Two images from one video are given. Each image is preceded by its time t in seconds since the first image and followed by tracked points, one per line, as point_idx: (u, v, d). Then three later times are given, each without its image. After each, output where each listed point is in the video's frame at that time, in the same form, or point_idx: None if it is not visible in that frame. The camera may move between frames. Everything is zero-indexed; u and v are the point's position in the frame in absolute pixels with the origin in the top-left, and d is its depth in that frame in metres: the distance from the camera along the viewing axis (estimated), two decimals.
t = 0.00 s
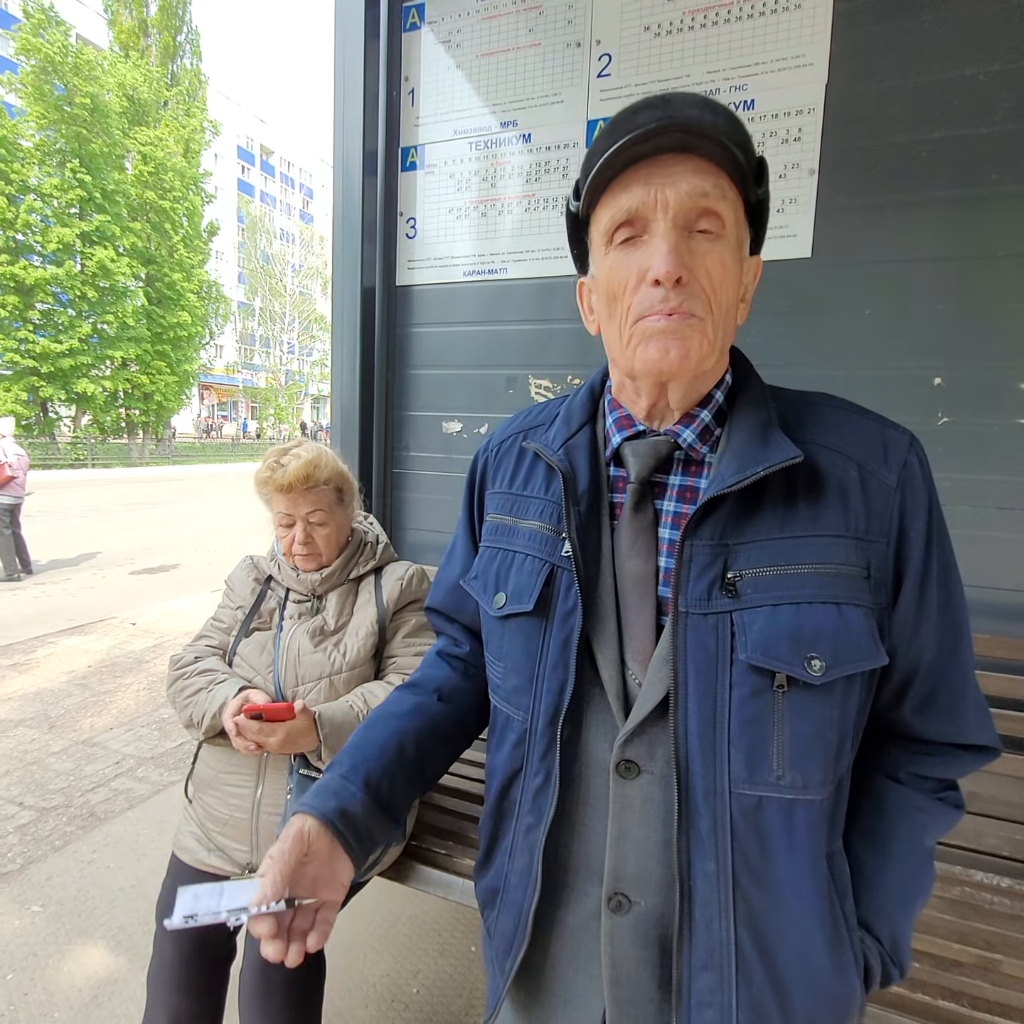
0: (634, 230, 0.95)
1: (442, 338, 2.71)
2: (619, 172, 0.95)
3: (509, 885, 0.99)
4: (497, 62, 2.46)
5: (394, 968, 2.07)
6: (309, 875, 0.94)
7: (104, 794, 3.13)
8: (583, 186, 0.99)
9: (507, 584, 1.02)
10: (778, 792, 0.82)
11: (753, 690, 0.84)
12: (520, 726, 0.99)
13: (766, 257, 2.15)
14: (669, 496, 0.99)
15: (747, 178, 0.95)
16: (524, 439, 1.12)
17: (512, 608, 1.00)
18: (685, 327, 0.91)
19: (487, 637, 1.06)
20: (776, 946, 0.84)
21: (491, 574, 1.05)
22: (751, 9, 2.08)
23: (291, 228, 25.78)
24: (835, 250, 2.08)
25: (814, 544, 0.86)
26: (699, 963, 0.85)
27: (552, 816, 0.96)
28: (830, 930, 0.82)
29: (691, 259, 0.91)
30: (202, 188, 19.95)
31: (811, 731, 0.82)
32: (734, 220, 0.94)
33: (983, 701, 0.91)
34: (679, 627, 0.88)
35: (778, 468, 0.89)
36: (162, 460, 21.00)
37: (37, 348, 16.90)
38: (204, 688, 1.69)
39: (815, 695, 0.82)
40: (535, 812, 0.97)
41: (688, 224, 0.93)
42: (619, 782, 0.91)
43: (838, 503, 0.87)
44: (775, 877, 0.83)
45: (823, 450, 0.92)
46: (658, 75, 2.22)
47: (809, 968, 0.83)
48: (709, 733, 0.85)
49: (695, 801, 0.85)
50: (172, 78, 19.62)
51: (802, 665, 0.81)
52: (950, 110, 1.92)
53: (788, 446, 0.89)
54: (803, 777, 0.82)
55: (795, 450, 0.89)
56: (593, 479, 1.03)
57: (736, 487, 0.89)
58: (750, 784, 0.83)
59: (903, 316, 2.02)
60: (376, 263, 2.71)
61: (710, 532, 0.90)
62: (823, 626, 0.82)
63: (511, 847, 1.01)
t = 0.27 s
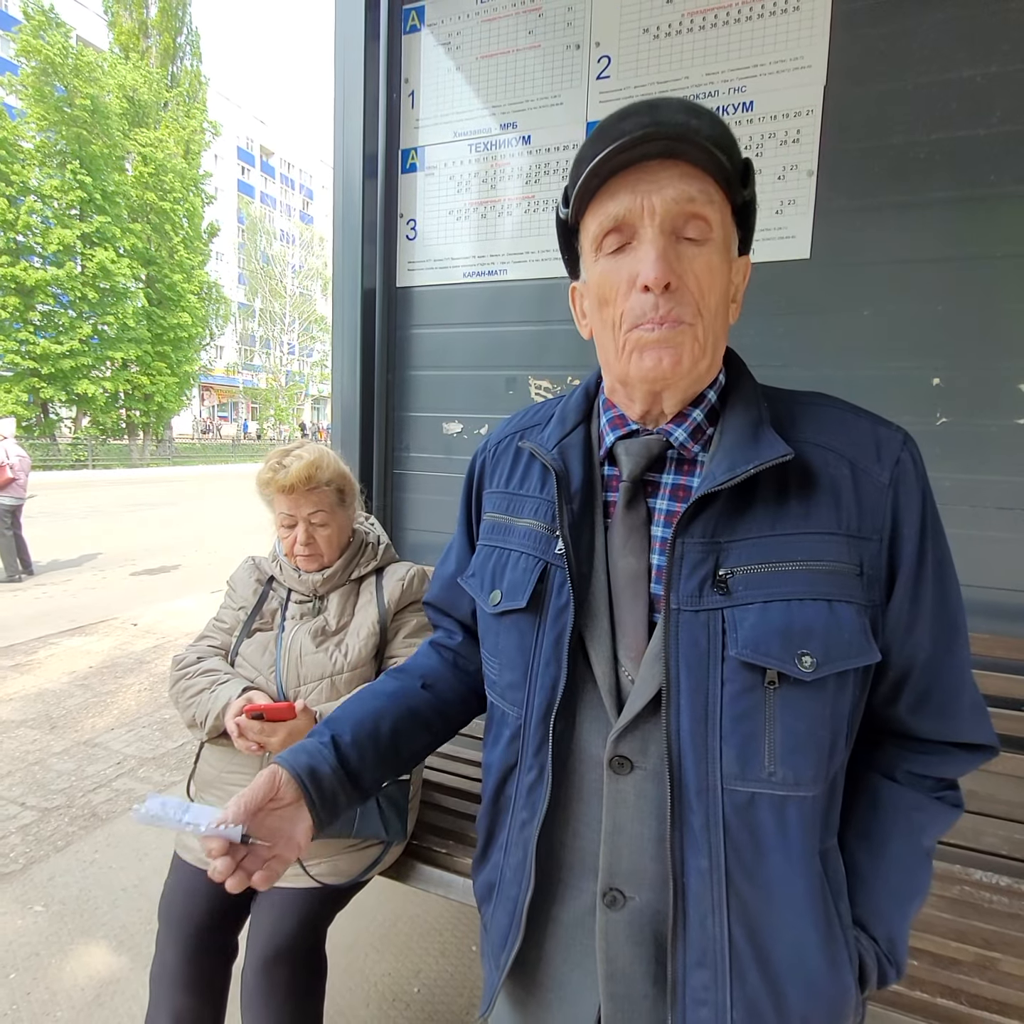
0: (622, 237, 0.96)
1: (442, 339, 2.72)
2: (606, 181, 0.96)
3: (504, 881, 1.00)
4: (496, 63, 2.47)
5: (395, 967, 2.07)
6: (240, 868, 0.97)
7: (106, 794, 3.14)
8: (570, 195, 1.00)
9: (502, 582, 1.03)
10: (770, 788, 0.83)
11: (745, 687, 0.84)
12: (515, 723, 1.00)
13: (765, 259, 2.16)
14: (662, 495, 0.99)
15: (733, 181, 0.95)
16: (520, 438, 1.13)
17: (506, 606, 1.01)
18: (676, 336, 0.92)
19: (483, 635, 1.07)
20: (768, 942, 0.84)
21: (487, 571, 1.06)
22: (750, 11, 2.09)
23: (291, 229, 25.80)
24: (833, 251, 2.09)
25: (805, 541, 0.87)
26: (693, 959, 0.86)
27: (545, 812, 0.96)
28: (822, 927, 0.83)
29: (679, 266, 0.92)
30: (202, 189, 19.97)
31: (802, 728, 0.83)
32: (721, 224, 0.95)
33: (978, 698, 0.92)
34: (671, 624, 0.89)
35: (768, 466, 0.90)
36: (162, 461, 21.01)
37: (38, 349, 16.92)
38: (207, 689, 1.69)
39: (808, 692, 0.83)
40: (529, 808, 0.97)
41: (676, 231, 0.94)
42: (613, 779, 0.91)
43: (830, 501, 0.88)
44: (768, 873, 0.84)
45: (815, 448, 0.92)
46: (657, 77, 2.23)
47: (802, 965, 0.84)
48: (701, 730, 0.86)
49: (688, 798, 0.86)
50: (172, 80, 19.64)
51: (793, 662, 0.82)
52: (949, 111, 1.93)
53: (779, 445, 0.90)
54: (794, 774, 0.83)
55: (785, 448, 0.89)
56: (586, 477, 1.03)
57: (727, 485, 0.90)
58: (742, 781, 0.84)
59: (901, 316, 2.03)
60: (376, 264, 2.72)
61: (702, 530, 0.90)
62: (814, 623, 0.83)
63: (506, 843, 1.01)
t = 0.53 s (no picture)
0: (624, 239, 0.96)
1: (443, 340, 2.73)
2: (608, 181, 0.95)
3: (509, 885, 1.00)
4: (497, 65, 2.48)
5: (397, 967, 2.08)
6: (280, 927, 1.00)
7: (107, 795, 3.15)
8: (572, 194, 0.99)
9: (501, 588, 1.03)
10: (774, 790, 0.83)
11: (749, 690, 0.85)
12: (516, 728, 1.00)
13: (766, 260, 2.16)
14: (661, 500, 1.00)
15: (734, 184, 0.96)
16: (516, 443, 1.13)
17: (506, 612, 1.01)
18: (677, 343, 0.93)
19: (483, 640, 1.07)
20: (775, 945, 0.85)
21: (485, 578, 1.06)
22: (750, 13, 2.09)
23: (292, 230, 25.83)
24: (834, 252, 2.09)
25: (805, 544, 0.87)
26: (699, 961, 0.86)
27: (550, 816, 0.97)
28: (828, 928, 0.84)
29: (682, 270, 0.93)
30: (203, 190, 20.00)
31: (805, 729, 0.83)
32: (722, 228, 0.95)
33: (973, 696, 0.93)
34: (673, 628, 0.89)
35: (768, 470, 0.91)
36: (163, 462, 21.03)
37: (39, 349, 16.95)
38: (209, 689, 1.70)
39: (810, 694, 0.83)
40: (533, 812, 0.98)
41: (677, 233, 0.94)
42: (617, 783, 0.92)
43: (829, 504, 0.89)
44: (773, 875, 0.84)
45: (812, 451, 0.93)
46: (658, 79, 2.24)
47: (809, 966, 0.84)
48: (705, 733, 0.86)
49: (693, 801, 0.86)
50: (173, 81, 19.66)
51: (795, 664, 0.83)
52: (949, 113, 1.93)
53: (778, 449, 0.90)
54: (798, 776, 0.83)
55: (784, 453, 0.90)
56: (584, 482, 1.04)
57: (727, 490, 0.90)
58: (746, 783, 0.84)
59: (901, 317, 2.03)
60: (377, 266, 2.73)
61: (703, 534, 0.91)
62: (816, 625, 0.84)
63: (510, 847, 1.02)
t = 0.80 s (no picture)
0: (616, 253, 0.97)
1: (443, 342, 2.73)
2: (597, 195, 0.95)
3: (502, 880, 1.01)
4: (497, 68, 2.49)
5: (396, 968, 2.08)
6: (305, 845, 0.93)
7: (108, 796, 3.15)
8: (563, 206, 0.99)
9: (497, 586, 1.04)
10: (763, 788, 0.84)
11: (737, 688, 0.85)
12: (511, 726, 1.01)
13: (765, 262, 2.17)
14: (654, 499, 1.00)
15: (724, 193, 0.96)
16: (513, 445, 1.15)
17: (501, 610, 1.02)
18: (669, 360, 0.93)
19: (480, 639, 1.08)
20: (763, 944, 0.85)
21: (481, 577, 1.07)
22: (750, 16, 2.10)
23: (293, 231, 25.85)
24: (833, 254, 2.10)
25: (795, 543, 0.87)
26: (689, 959, 0.86)
27: (541, 813, 0.97)
28: (816, 926, 0.84)
29: (673, 286, 0.93)
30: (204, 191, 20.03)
31: (794, 728, 0.83)
32: (713, 239, 0.95)
33: (968, 697, 0.93)
34: (663, 625, 0.89)
35: (759, 469, 0.91)
36: (163, 463, 21.04)
37: (40, 350, 16.96)
38: (210, 689, 1.71)
39: (799, 692, 0.84)
40: (526, 810, 0.98)
41: (669, 247, 0.94)
42: (608, 780, 0.92)
43: (820, 503, 0.89)
44: (762, 873, 0.85)
45: (805, 451, 0.93)
46: (657, 82, 2.24)
47: (798, 964, 0.84)
48: (694, 731, 0.86)
49: (682, 799, 0.87)
50: (175, 83, 19.69)
51: (784, 663, 0.83)
52: (948, 115, 1.94)
53: (769, 449, 0.91)
54: (787, 774, 0.83)
55: (775, 453, 0.90)
56: (578, 483, 1.04)
57: (718, 489, 0.91)
58: (735, 781, 0.85)
59: (901, 319, 2.04)
60: (377, 267, 2.73)
61: (693, 532, 0.91)
62: (804, 624, 0.84)
63: (503, 845, 1.02)
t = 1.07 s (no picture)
0: (622, 245, 0.97)
1: (443, 343, 2.74)
2: (607, 189, 0.96)
3: (499, 883, 1.01)
4: (496, 71, 2.49)
5: (395, 969, 2.08)
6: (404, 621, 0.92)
7: (108, 797, 3.15)
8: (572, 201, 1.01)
9: (499, 586, 1.03)
10: (765, 793, 0.84)
11: (740, 693, 0.86)
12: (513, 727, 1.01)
13: (763, 264, 2.17)
14: (659, 502, 1.01)
15: (733, 191, 0.96)
16: (516, 444, 1.15)
17: (502, 610, 1.01)
18: (674, 346, 0.93)
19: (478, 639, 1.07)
20: (762, 948, 0.85)
21: (483, 576, 1.06)
22: (748, 19, 2.11)
23: (293, 232, 25.87)
24: (832, 257, 2.10)
25: (799, 549, 0.88)
26: (687, 964, 0.86)
27: (541, 816, 0.98)
28: (815, 931, 0.84)
29: (679, 276, 0.93)
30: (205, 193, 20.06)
31: (797, 733, 0.84)
32: (720, 235, 0.96)
33: (968, 704, 0.93)
34: (667, 628, 0.90)
35: (765, 474, 0.91)
36: (163, 464, 21.04)
37: (40, 352, 16.96)
38: (208, 690, 1.71)
39: (802, 697, 0.84)
40: (525, 812, 0.98)
41: (676, 240, 0.95)
42: (609, 783, 0.92)
43: (824, 509, 0.89)
44: (762, 877, 0.85)
45: (809, 457, 0.94)
46: (656, 84, 2.25)
47: (795, 969, 0.84)
48: (698, 735, 0.87)
49: (684, 803, 0.87)
50: (175, 85, 19.71)
51: (787, 669, 0.83)
52: (946, 118, 1.95)
53: (775, 454, 0.91)
54: (789, 779, 0.84)
55: (781, 458, 0.90)
56: (584, 483, 1.05)
57: (725, 492, 0.91)
58: (738, 786, 0.85)
59: (899, 321, 2.04)
60: (377, 269, 2.74)
61: (699, 536, 0.91)
62: (808, 629, 0.84)
63: (500, 847, 1.02)
